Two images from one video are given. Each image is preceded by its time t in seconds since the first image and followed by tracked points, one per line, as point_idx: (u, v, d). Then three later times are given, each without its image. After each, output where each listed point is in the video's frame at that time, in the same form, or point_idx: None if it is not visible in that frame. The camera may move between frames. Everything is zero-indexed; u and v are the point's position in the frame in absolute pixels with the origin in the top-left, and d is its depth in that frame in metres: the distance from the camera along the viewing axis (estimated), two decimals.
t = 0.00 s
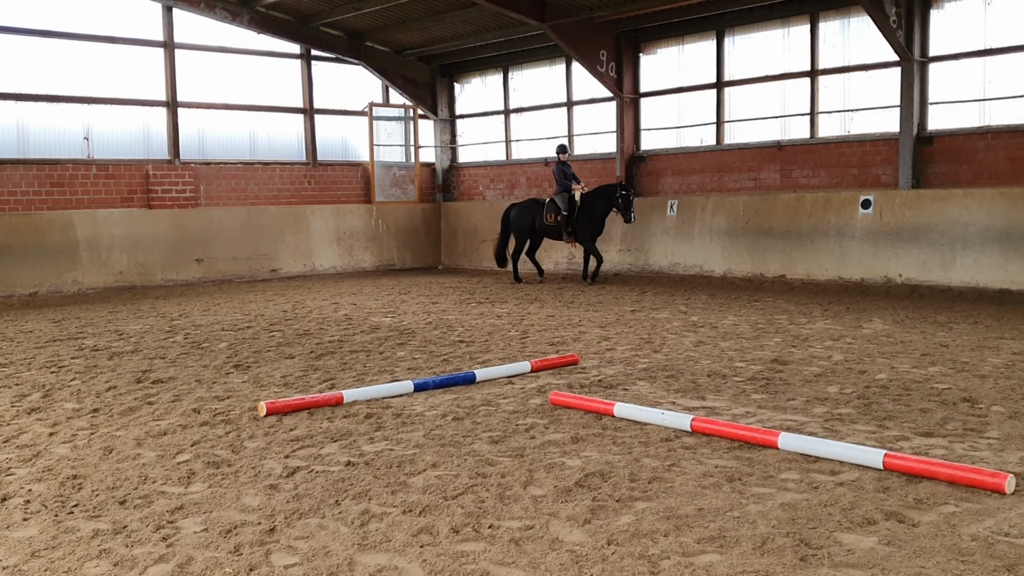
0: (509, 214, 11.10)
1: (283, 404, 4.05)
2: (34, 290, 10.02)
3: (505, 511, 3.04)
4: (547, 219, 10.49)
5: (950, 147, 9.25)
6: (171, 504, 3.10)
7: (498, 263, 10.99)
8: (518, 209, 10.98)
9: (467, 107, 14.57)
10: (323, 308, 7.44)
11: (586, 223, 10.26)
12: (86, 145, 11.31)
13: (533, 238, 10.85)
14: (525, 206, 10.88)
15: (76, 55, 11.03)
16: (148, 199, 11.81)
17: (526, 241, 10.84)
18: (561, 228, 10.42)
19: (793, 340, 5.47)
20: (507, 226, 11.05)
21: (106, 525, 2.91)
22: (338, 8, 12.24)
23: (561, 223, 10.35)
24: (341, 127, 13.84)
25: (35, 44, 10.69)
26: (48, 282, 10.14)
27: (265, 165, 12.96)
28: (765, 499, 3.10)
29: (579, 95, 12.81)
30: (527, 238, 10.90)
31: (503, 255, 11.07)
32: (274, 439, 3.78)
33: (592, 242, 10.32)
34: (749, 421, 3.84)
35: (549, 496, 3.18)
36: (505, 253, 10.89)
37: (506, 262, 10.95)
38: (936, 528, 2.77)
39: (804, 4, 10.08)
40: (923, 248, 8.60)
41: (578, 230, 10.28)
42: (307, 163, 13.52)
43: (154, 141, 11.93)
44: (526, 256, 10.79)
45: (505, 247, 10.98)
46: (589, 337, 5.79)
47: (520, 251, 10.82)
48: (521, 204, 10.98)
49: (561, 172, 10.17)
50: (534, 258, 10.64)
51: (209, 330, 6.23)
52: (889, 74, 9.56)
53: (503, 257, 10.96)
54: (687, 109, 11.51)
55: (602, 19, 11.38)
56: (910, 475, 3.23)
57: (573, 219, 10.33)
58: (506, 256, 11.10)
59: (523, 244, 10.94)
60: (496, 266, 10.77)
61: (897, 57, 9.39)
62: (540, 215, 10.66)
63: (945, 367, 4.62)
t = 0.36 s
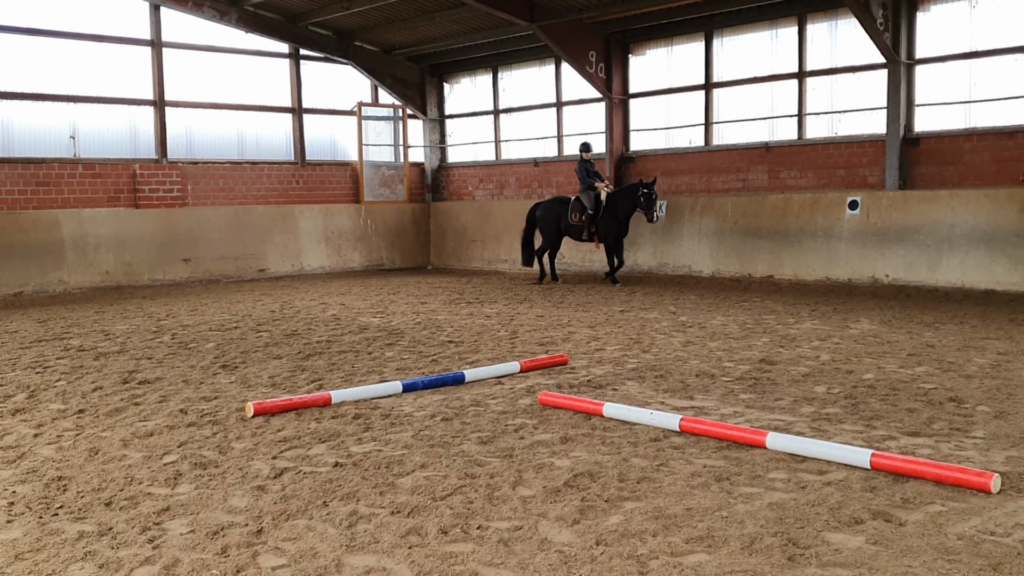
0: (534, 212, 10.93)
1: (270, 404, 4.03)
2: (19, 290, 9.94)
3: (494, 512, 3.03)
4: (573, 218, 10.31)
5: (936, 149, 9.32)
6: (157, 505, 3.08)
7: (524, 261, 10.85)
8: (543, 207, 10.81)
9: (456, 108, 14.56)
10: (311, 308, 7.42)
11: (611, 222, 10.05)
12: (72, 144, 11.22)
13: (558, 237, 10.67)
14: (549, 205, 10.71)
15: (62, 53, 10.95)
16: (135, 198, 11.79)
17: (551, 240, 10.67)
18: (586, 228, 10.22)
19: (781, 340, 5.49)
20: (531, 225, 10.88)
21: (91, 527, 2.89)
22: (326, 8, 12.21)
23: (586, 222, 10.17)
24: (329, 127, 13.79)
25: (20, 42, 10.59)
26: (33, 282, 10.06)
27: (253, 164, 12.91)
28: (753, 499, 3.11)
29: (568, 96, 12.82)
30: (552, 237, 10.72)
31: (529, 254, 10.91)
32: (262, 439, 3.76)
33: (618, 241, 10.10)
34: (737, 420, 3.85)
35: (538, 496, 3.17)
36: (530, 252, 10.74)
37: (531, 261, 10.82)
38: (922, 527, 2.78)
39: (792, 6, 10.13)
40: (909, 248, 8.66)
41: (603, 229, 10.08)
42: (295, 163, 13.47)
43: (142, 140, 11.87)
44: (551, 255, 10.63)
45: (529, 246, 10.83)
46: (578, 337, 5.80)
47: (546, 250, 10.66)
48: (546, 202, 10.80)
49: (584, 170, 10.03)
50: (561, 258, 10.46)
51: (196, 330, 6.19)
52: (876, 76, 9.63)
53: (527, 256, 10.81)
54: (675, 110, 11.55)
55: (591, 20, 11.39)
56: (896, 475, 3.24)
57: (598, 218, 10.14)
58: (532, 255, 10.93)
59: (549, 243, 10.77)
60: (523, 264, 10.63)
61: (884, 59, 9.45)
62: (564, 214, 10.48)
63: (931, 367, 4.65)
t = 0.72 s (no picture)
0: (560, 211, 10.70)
1: (255, 406, 4.01)
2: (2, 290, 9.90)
3: (480, 514, 3.03)
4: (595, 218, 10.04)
5: (920, 152, 9.36)
6: (140, 508, 3.06)
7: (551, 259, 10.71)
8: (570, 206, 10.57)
9: (443, 109, 14.55)
10: (297, 310, 7.40)
11: (633, 224, 9.71)
12: (57, 144, 11.14)
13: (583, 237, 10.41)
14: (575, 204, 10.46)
15: (47, 52, 10.88)
16: (120, 199, 11.72)
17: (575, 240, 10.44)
18: (608, 229, 9.92)
19: (767, 342, 5.52)
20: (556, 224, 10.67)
21: (73, 531, 2.86)
22: (313, 9, 12.18)
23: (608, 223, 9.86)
24: (315, 128, 13.75)
25: (3, 41, 10.51)
26: (17, 282, 10.02)
27: (238, 165, 12.83)
28: (738, 501, 3.12)
29: (555, 98, 12.85)
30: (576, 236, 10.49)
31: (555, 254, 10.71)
32: (247, 441, 3.74)
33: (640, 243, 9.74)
34: (723, 422, 3.86)
35: (525, 498, 3.17)
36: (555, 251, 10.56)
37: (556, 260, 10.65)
38: (907, 529, 2.80)
39: (777, 10, 10.19)
40: (894, 251, 8.71)
41: (625, 230, 9.77)
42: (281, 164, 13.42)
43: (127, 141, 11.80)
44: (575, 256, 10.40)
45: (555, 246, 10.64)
46: (565, 339, 5.80)
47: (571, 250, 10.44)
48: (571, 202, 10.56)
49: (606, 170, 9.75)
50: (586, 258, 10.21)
51: (181, 331, 6.16)
52: (861, 79, 9.70)
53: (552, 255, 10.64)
54: (662, 113, 11.58)
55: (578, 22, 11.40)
56: (880, 477, 3.26)
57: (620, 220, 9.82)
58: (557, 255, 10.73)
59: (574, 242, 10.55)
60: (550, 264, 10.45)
61: (868, 63, 9.53)
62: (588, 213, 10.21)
63: (916, 369, 4.68)
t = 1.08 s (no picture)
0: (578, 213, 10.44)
1: (237, 406, 4.00)
2: None
3: (462, 514, 3.03)
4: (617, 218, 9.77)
5: (902, 155, 9.44)
6: (120, 508, 3.05)
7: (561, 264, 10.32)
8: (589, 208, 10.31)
9: (427, 109, 14.53)
10: (279, 310, 7.37)
11: (655, 222, 9.42)
12: (37, 142, 11.05)
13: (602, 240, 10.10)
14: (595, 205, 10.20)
15: (26, 50, 10.79)
16: (101, 197, 11.66)
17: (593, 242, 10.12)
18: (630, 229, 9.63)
19: (749, 343, 5.55)
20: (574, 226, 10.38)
21: (52, 531, 2.85)
22: (297, 7, 12.10)
23: (630, 223, 9.59)
24: (299, 127, 13.71)
25: None
26: None
27: (220, 164, 12.79)
28: (719, 501, 3.13)
29: (539, 99, 12.86)
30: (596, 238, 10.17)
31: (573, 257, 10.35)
32: (228, 441, 3.73)
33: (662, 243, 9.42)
34: (705, 423, 3.88)
35: (507, 499, 3.18)
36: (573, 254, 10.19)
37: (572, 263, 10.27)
38: (886, 529, 2.82)
39: (761, 12, 10.22)
40: (875, 253, 8.75)
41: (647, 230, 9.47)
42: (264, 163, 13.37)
43: (108, 138, 11.72)
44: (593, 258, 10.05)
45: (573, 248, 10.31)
46: (548, 339, 5.81)
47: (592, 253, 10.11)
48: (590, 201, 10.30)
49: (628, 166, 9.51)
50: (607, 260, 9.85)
51: (162, 331, 6.13)
52: (843, 82, 9.76)
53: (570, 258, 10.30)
54: (645, 114, 11.60)
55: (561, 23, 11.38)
56: (861, 477, 3.28)
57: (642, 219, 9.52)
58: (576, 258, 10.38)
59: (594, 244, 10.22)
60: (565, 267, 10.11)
61: (850, 66, 9.59)
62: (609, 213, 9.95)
63: (896, 370, 4.71)
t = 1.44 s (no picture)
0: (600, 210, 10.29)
1: (222, 404, 4.00)
2: None
3: (448, 513, 3.04)
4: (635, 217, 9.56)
5: (887, 157, 9.47)
6: (105, 507, 3.05)
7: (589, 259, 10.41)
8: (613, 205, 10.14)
9: (415, 108, 14.52)
10: (266, 309, 7.37)
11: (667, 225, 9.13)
12: (22, 139, 11.03)
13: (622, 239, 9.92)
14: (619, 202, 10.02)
15: (10, 48, 10.76)
16: (87, 195, 11.65)
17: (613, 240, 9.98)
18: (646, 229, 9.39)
19: (735, 343, 5.56)
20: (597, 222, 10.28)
21: (36, 529, 2.85)
22: (284, 6, 12.02)
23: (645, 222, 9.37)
24: (285, 126, 13.71)
25: None
26: None
27: (207, 162, 12.78)
28: (704, 500, 3.15)
29: (526, 99, 12.86)
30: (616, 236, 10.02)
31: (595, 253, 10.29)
32: (214, 440, 3.74)
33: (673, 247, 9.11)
34: (690, 423, 3.89)
35: (492, 498, 3.19)
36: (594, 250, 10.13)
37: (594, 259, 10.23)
38: (870, 529, 2.83)
39: (748, 14, 10.23)
40: (861, 254, 8.78)
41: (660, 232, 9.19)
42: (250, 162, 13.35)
43: (93, 136, 11.69)
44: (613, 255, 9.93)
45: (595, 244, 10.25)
46: (535, 339, 5.82)
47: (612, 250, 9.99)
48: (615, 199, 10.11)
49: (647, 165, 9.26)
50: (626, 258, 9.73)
51: (147, 330, 6.12)
52: (829, 84, 9.79)
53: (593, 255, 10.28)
54: (632, 115, 11.61)
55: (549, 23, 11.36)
56: (845, 477, 3.29)
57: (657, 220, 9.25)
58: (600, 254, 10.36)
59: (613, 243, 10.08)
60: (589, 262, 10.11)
61: (836, 68, 9.61)
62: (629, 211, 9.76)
63: (881, 371, 4.73)
